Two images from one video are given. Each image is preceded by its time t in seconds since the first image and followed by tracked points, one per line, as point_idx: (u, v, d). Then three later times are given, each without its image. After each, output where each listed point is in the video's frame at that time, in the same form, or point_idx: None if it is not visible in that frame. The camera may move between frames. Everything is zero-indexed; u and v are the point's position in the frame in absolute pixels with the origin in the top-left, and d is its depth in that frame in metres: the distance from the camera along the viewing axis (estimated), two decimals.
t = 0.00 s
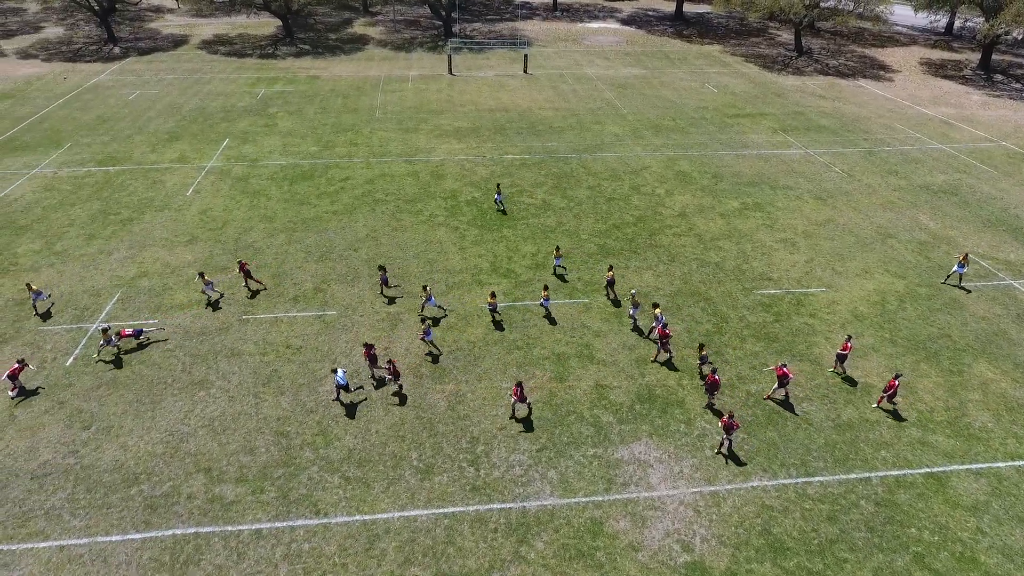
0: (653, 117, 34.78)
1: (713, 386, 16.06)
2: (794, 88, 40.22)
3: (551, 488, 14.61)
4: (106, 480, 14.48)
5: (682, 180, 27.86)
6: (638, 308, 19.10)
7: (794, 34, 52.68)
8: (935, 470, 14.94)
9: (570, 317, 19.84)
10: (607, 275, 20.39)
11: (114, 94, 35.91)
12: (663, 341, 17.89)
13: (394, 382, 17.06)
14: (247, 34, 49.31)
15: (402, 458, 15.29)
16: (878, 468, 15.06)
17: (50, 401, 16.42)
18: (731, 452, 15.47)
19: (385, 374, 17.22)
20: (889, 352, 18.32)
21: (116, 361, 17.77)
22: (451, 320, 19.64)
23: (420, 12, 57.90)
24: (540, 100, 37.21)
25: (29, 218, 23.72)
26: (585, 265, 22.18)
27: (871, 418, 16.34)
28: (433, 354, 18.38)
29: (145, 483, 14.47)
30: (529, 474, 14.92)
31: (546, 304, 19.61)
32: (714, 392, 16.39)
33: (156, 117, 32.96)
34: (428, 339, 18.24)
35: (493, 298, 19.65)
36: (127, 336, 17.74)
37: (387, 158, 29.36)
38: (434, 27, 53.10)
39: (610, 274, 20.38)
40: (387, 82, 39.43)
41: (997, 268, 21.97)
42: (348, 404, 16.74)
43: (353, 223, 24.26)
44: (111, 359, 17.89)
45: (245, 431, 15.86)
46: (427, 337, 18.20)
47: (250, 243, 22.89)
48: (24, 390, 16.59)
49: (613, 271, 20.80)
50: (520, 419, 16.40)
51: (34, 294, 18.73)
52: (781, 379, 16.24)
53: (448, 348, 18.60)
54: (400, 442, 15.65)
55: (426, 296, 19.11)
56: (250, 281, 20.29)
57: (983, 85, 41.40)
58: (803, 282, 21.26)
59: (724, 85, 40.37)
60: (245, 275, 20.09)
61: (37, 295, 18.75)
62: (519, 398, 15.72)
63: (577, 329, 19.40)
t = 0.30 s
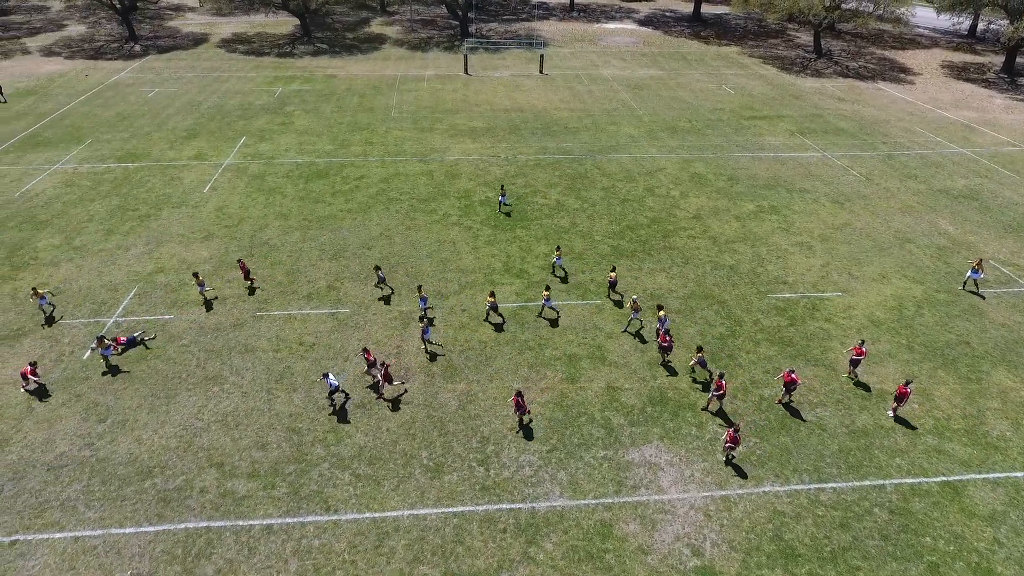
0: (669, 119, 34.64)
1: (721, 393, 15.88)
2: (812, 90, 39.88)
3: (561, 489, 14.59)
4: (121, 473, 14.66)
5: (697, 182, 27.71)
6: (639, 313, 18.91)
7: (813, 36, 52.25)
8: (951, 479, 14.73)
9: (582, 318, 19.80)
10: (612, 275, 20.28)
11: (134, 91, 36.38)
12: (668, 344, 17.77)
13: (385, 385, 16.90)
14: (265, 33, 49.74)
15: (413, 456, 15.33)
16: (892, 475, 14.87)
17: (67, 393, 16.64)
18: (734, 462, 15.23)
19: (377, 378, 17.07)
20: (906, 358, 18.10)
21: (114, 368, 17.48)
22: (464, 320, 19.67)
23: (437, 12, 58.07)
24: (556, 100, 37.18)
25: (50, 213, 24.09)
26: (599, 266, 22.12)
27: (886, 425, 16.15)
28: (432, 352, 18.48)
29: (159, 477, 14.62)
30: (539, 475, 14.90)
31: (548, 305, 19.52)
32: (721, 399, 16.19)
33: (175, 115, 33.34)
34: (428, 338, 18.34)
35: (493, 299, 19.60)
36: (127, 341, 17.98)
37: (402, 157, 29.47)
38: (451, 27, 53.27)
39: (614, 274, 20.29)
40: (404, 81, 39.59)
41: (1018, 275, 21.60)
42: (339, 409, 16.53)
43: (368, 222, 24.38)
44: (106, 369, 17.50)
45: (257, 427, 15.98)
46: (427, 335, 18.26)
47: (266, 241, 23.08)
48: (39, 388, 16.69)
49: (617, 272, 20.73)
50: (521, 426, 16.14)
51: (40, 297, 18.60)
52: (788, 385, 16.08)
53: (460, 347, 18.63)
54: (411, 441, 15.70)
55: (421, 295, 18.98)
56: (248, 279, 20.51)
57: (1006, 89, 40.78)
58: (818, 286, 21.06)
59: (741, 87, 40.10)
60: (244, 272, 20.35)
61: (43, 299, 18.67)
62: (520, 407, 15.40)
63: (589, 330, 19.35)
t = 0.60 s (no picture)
0: (690, 121, 34.39)
1: (729, 399, 15.74)
2: (836, 93, 39.36)
3: (574, 491, 14.54)
4: (140, 464, 14.90)
5: (718, 185, 27.47)
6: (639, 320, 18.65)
7: (839, 39, 51.56)
8: (973, 491, 14.43)
9: (599, 320, 19.73)
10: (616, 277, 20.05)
11: (159, 88, 36.96)
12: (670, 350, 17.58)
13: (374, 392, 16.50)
14: (288, 32, 50.26)
15: (427, 454, 15.38)
16: (913, 485, 14.61)
17: (90, 384, 16.96)
18: (741, 480, 14.77)
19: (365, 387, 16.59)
20: (929, 367, 17.77)
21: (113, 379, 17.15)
22: (480, 319, 19.69)
23: (458, 11, 58.24)
24: (576, 101, 37.11)
25: (77, 207, 24.57)
26: (616, 268, 22.01)
27: (907, 435, 15.87)
28: (428, 350, 18.52)
29: (177, 468, 14.83)
30: (553, 476, 14.86)
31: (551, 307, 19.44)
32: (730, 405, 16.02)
33: (199, 112, 33.82)
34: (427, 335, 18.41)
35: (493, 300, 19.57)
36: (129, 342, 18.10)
37: (421, 156, 29.59)
38: (472, 27, 53.42)
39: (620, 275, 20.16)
40: (425, 80, 39.77)
41: None
42: (326, 417, 16.30)
43: (386, 220, 24.51)
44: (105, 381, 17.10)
45: (274, 421, 16.15)
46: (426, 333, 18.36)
47: (286, 237, 23.31)
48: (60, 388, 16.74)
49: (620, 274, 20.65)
50: (523, 440, 15.76)
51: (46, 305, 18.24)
52: (800, 393, 15.82)
53: (475, 347, 18.65)
54: (425, 439, 15.75)
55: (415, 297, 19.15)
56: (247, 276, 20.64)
57: None
58: (840, 292, 20.76)
59: (763, 89, 39.68)
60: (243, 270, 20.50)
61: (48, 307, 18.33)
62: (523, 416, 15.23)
63: (605, 332, 19.26)
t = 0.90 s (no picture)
0: (726, 124, 33.92)
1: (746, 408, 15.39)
2: (879, 98, 38.41)
3: (596, 495, 14.45)
4: (172, 449, 15.27)
5: (752, 190, 27.04)
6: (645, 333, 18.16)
7: (883, 43, 50.31)
8: (1012, 514, 13.92)
9: (626, 323, 19.59)
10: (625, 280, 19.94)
11: (200, 84, 37.89)
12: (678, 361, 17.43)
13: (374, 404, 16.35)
14: (326, 30, 51.04)
15: (450, 451, 15.45)
16: (947, 504, 14.16)
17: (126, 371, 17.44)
18: (755, 514, 13.99)
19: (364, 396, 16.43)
20: (968, 383, 17.22)
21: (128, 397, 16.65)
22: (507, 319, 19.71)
23: (494, 11, 58.39)
24: (610, 102, 36.92)
25: (119, 197, 25.33)
26: (646, 272, 21.83)
27: (943, 452, 15.39)
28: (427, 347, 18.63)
29: (207, 455, 15.17)
30: (575, 479, 14.80)
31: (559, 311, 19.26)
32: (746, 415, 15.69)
33: (238, 107, 34.55)
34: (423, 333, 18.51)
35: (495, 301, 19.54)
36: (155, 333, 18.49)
37: (453, 155, 29.76)
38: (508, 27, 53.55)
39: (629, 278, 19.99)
40: (459, 80, 40.00)
41: None
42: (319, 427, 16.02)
43: (417, 218, 24.70)
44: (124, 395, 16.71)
45: (302, 413, 16.39)
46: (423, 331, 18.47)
47: (318, 232, 23.67)
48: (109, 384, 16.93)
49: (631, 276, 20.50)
50: (523, 460, 15.24)
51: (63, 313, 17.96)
52: (820, 408, 15.37)
53: (502, 346, 18.68)
54: (449, 436, 15.83)
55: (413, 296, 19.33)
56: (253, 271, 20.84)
57: None
58: (876, 303, 20.26)
59: (802, 94, 38.93)
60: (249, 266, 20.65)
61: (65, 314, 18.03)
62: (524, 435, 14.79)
63: (632, 336, 19.10)
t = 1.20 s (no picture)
0: (765, 129, 33.36)
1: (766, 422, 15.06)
2: (925, 105, 37.34)
3: (619, 499, 14.35)
4: (203, 436, 15.64)
5: (790, 197, 26.52)
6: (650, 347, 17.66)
7: (932, 48, 48.87)
8: None
9: (655, 328, 19.41)
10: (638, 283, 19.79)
11: (242, 79, 38.79)
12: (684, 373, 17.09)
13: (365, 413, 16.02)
14: (366, 28, 51.76)
15: (475, 449, 15.50)
16: (985, 527, 13.67)
17: (163, 357, 17.94)
18: (765, 545, 13.37)
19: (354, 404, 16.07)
20: (1012, 402, 16.60)
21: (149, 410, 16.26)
22: (535, 320, 19.70)
23: (532, 12, 58.43)
24: (647, 105, 36.63)
25: (161, 188, 26.08)
26: (677, 276, 21.60)
27: (983, 472, 14.86)
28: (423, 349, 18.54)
29: (237, 443, 15.50)
30: (598, 483, 14.71)
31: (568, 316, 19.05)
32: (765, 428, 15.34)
33: (278, 103, 35.27)
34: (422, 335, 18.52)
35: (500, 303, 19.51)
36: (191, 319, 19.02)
37: (486, 154, 29.89)
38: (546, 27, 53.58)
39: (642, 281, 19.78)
40: (496, 79, 40.15)
41: None
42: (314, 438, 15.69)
43: (448, 216, 24.87)
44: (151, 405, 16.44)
45: (330, 405, 16.63)
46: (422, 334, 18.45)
47: (352, 228, 24.00)
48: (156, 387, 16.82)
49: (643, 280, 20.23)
50: (524, 487, 14.54)
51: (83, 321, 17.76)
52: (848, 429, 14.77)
53: (529, 347, 18.68)
54: (474, 434, 15.88)
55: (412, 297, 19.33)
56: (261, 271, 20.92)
57: None
58: (917, 316, 19.68)
59: (846, 99, 38.06)
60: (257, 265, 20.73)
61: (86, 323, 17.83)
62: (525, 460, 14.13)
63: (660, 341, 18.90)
